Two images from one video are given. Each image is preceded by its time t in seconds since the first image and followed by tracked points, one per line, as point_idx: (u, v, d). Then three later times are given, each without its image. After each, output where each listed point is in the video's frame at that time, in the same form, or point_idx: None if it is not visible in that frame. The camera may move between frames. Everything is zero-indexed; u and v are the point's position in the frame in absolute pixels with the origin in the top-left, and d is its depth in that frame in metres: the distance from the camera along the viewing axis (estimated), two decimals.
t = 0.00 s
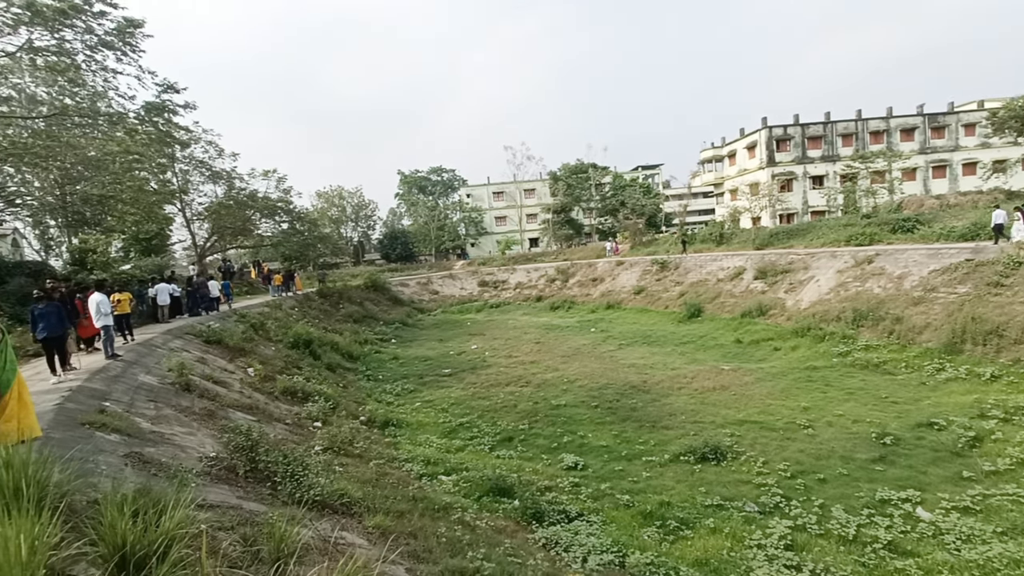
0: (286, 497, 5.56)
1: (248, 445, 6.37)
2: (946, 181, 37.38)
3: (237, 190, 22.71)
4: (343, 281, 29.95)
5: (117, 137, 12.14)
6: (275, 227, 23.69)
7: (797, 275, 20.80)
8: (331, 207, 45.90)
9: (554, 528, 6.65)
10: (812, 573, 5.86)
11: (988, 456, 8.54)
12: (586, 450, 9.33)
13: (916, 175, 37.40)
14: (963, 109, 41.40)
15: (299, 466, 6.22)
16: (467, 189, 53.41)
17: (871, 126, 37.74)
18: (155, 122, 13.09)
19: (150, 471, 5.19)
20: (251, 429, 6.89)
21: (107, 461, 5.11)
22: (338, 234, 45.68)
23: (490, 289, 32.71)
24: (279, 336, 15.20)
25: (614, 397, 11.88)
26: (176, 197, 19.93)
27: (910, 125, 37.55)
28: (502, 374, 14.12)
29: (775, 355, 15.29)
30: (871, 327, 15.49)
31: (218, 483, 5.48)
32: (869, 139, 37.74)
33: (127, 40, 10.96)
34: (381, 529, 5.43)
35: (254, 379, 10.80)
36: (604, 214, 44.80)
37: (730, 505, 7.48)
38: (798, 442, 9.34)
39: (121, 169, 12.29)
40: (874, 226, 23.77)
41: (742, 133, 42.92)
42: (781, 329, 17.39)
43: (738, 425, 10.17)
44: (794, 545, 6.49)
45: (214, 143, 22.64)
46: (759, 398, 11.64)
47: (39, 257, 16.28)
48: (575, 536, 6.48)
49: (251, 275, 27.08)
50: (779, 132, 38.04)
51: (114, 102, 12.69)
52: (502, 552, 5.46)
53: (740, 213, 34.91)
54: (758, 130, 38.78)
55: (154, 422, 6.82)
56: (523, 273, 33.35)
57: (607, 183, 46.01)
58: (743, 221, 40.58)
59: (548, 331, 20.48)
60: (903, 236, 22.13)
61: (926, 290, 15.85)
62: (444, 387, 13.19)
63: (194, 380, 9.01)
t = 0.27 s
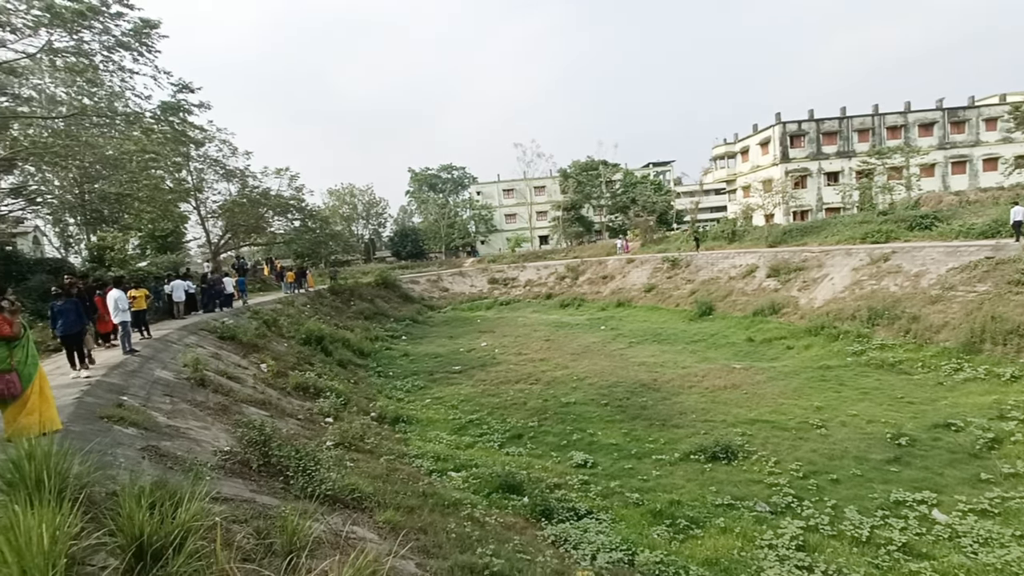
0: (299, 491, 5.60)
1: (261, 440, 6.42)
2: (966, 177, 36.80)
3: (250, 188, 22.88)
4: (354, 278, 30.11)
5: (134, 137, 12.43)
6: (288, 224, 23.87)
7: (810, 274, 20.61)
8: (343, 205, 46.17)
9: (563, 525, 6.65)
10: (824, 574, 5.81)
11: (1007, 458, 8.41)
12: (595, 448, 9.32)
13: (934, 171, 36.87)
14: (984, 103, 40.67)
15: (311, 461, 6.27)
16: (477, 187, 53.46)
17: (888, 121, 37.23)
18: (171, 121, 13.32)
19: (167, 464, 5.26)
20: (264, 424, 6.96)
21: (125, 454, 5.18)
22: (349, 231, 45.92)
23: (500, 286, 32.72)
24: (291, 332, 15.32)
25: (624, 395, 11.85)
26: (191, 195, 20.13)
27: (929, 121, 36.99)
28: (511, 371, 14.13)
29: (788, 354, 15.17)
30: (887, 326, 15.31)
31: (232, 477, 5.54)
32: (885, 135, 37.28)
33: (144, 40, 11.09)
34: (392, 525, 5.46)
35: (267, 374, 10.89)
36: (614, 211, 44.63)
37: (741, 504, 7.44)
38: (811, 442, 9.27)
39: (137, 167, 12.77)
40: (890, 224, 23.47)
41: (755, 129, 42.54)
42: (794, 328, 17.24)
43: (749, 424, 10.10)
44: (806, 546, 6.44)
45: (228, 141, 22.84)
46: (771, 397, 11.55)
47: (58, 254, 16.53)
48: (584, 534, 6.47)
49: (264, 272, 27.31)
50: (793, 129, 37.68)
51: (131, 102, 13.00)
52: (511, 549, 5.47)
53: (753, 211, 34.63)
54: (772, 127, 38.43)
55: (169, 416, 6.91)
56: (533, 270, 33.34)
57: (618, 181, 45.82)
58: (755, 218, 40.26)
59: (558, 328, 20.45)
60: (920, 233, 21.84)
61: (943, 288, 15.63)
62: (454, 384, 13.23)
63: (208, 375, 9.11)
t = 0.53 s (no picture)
0: (306, 484, 5.64)
1: (270, 433, 6.47)
2: (980, 176, 36.40)
3: (259, 184, 22.99)
4: (361, 274, 30.19)
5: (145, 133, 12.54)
6: (296, 221, 23.98)
7: (820, 273, 20.48)
8: (351, 202, 46.31)
9: (568, 522, 6.66)
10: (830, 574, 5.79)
11: (1019, 461, 8.33)
12: (601, 446, 9.31)
13: (948, 170, 36.54)
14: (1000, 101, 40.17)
15: (318, 455, 6.31)
16: (484, 184, 53.48)
17: (901, 119, 36.87)
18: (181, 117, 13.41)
19: (177, 456, 5.31)
20: (272, 418, 7.00)
21: (136, 446, 5.22)
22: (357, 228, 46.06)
23: (506, 284, 32.73)
24: (299, 327, 15.40)
25: (630, 393, 11.84)
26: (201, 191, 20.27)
27: (943, 118, 36.58)
28: (517, 368, 14.14)
29: (796, 354, 15.09)
30: (897, 326, 15.19)
31: (241, 469, 5.58)
32: (898, 133, 37.11)
33: (155, 36, 11.15)
34: (398, 519, 5.48)
35: (275, 369, 10.96)
36: (622, 209, 44.50)
37: (747, 503, 7.42)
38: (819, 442, 9.22)
39: (147, 163, 12.96)
40: (902, 223, 23.27)
41: (765, 127, 42.28)
42: (803, 327, 17.15)
43: (756, 424, 10.06)
44: (813, 546, 6.42)
45: (237, 138, 22.96)
46: (778, 396, 11.51)
47: (71, 249, 16.70)
48: (589, 531, 6.48)
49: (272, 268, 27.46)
50: (803, 126, 37.43)
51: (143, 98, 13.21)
52: (516, 545, 5.48)
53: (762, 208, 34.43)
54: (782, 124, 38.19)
55: (179, 409, 6.97)
56: (539, 268, 33.31)
57: (625, 178, 45.67)
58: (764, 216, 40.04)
59: (564, 326, 20.43)
60: (933, 233, 21.64)
61: (956, 289, 15.49)
62: (460, 380, 13.26)
63: (217, 368, 9.18)
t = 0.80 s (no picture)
0: (315, 476, 5.68)
1: (280, 425, 6.52)
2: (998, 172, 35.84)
3: (270, 177, 23.09)
4: (370, 268, 30.27)
5: (158, 126, 12.58)
6: (306, 214, 24.10)
7: (832, 270, 20.30)
8: (360, 195, 46.45)
9: (574, 517, 6.67)
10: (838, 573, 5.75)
11: None
12: (608, 441, 9.30)
13: (966, 166, 36.06)
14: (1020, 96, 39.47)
15: (327, 447, 6.35)
16: (493, 178, 53.44)
17: (919, 114, 36.37)
18: (193, 110, 13.48)
19: (190, 446, 5.36)
20: (283, 410, 7.06)
21: (150, 436, 5.28)
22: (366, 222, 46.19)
23: (514, 278, 32.72)
24: (309, 320, 15.49)
25: (637, 390, 11.81)
26: (213, 184, 20.40)
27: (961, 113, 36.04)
28: (525, 363, 14.15)
29: (807, 351, 14.99)
30: (911, 325, 15.03)
31: (252, 460, 5.63)
32: (914, 127, 36.49)
33: (168, 30, 11.21)
34: (405, 511, 5.51)
35: (285, 361, 11.03)
36: (631, 204, 44.31)
37: (755, 502, 7.39)
38: (828, 441, 9.17)
39: (160, 157, 12.97)
40: (918, 220, 22.98)
41: (778, 122, 41.92)
42: (813, 325, 17.02)
43: (765, 422, 10.01)
44: (820, 546, 6.38)
45: (249, 132, 23.07)
46: (788, 394, 11.44)
47: (86, 242, 16.89)
48: (596, 526, 6.48)
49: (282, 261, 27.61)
50: (817, 121, 37.06)
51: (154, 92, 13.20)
52: (522, 538, 5.50)
53: (774, 205, 34.14)
54: (795, 119, 37.84)
55: (192, 400, 7.03)
56: (548, 263, 33.27)
57: (635, 173, 45.43)
58: (776, 212, 39.71)
59: (572, 321, 20.41)
60: (949, 230, 21.37)
61: (972, 287, 15.31)
62: (467, 374, 13.30)
63: (228, 360, 9.25)
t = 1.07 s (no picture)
0: (328, 471, 5.73)
1: (294, 420, 6.57)
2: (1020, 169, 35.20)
3: (284, 175, 23.25)
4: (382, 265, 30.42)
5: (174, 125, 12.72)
6: (319, 212, 24.26)
7: (848, 269, 20.08)
8: (372, 193, 46.65)
9: (584, 515, 6.66)
10: None
11: None
12: (618, 440, 9.28)
13: (987, 163, 35.45)
14: None
15: (340, 442, 6.39)
16: (504, 176, 53.43)
17: (939, 110, 35.81)
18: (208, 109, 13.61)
19: (205, 440, 5.42)
20: (296, 405, 7.11)
21: (167, 429, 5.34)
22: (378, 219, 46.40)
23: (525, 276, 32.71)
24: (321, 317, 15.60)
25: (648, 388, 11.76)
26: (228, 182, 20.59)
27: (983, 109, 35.43)
28: (535, 361, 14.15)
29: (821, 351, 14.85)
30: (930, 325, 14.84)
31: (266, 454, 5.68)
32: (935, 124, 35.94)
33: (184, 29, 11.31)
34: (416, 506, 5.54)
35: (298, 357, 11.11)
36: (643, 201, 44.11)
37: (767, 503, 7.33)
38: (843, 442, 9.08)
39: (176, 155, 13.07)
40: (937, 218, 22.66)
41: (793, 118, 41.52)
42: (828, 324, 16.86)
43: (778, 422, 9.94)
44: (834, 548, 6.33)
45: (263, 130, 23.25)
46: (802, 394, 11.35)
47: (105, 238, 17.13)
48: (606, 524, 6.47)
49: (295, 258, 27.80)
50: (834, 117, 36.69)
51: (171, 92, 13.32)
52: (532, 536, 5.50)
53: (788, 202, 33.83)
54: (811, 115, 37.45)
55: (207, 394, 7.11)
56: (558, 261, 33.21)
57: (647, 170, 45.19)
58: (791, 209, 39.32)
59: (583, 320, 20.37)
60: (970, 228, 21.05)
61: (993, 287, 15.07)
62: (478, 372, 13.33)
63: (243, 355, 9.34)
